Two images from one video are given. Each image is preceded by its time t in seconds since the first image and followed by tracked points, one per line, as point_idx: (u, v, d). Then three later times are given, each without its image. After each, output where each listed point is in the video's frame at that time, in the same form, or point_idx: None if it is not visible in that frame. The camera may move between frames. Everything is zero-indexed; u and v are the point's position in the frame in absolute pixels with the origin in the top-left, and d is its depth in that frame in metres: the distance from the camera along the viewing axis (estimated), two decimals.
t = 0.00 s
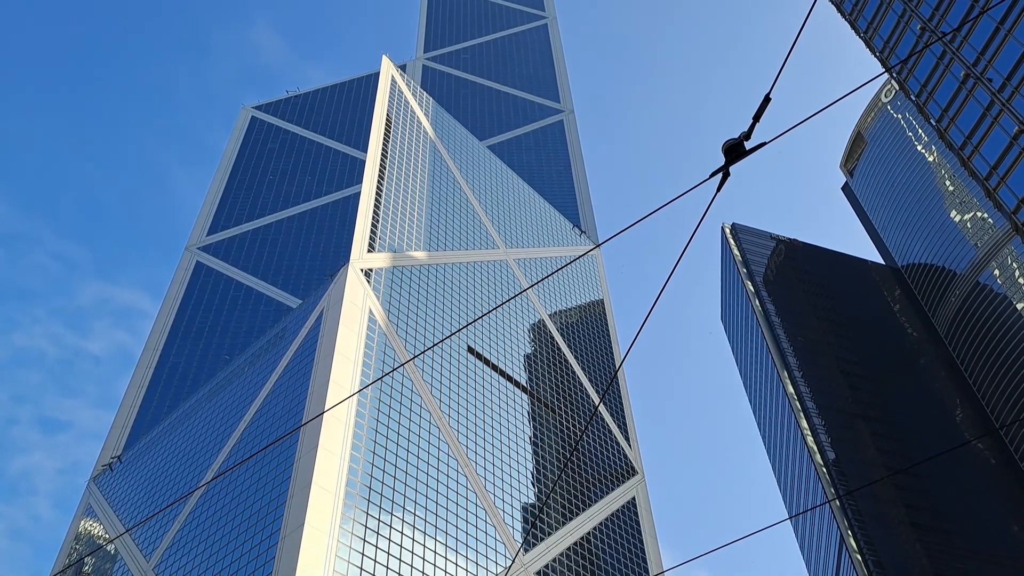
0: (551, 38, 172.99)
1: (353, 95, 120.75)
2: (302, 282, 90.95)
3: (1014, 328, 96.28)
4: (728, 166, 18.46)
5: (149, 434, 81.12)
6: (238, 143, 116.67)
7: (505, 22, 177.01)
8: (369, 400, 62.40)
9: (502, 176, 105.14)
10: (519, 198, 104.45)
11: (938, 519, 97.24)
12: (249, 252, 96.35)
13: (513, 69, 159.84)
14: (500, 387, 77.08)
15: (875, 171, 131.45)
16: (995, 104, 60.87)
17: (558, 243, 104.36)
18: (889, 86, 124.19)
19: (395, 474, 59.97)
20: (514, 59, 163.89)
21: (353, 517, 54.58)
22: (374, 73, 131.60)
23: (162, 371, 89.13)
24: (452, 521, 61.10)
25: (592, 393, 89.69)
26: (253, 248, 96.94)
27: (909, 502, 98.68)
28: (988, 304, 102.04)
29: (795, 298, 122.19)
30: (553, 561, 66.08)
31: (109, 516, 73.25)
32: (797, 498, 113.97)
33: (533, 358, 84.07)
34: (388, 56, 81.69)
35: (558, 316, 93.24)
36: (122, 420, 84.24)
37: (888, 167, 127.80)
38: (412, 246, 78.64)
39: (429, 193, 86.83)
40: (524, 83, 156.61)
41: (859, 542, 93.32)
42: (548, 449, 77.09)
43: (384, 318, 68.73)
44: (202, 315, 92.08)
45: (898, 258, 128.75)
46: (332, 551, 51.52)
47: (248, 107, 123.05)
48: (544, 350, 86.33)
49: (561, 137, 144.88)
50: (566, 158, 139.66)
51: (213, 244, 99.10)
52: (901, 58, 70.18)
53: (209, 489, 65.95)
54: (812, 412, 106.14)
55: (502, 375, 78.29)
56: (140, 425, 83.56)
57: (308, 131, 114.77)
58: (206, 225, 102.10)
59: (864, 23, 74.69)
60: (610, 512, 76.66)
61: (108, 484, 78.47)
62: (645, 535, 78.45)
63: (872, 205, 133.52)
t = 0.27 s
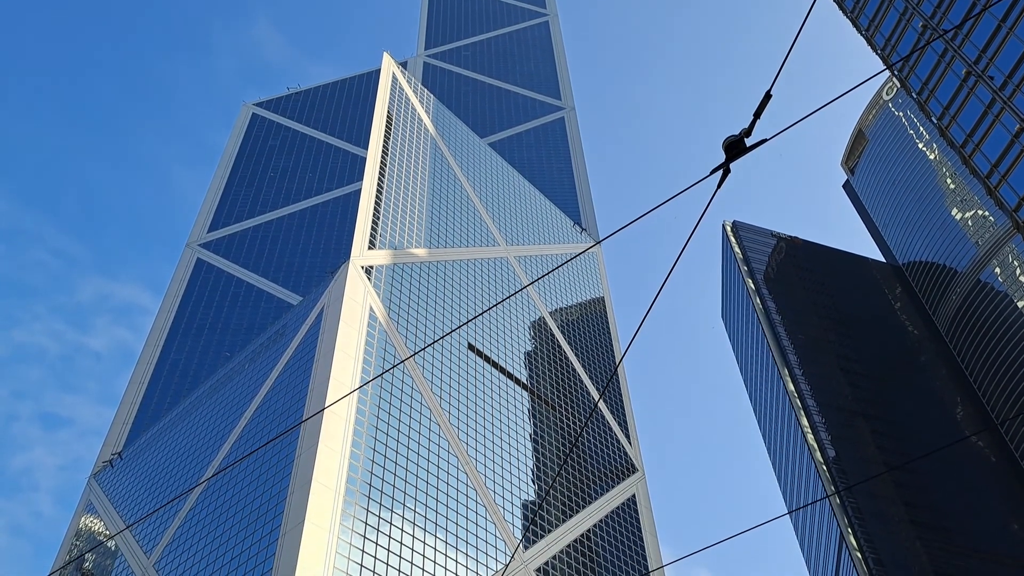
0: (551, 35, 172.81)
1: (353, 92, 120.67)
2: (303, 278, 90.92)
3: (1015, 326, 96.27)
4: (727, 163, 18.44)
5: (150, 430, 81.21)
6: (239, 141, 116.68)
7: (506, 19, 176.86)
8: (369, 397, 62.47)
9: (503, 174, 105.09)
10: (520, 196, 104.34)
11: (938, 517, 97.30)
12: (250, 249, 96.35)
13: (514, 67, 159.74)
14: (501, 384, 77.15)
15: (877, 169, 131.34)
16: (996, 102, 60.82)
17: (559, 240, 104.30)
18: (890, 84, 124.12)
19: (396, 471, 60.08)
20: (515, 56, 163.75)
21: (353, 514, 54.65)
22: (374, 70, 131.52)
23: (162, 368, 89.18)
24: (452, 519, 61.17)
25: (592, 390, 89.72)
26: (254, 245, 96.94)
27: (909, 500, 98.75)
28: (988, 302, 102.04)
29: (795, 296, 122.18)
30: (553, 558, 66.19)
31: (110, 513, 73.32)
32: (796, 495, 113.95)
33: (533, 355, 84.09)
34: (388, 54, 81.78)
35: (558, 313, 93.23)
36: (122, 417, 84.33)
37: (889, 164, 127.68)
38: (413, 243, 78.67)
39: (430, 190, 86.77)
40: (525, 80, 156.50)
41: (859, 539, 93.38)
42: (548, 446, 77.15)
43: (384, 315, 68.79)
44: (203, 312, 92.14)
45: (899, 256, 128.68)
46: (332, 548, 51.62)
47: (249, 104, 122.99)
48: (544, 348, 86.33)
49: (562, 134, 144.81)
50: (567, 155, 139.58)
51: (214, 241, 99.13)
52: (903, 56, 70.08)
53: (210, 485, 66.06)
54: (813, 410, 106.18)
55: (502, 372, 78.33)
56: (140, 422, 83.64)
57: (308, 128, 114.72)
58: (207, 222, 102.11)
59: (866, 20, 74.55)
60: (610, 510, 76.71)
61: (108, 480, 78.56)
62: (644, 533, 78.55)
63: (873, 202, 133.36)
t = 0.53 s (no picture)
0: (552, 32, 172.65)
1: (353, 89, 120.57)
2: (303, 276, 90.89)
3: (1015, 324, 96.27)
4: (727, 159, 18.39)
5: (150, 427, 81.26)
6: (239, 138, 116.61)
7: (506, 16, 176.70)
8: (369, 395, 62.48)
9: (503, 171, 105.01)
10: (520, 193, 104.23)
11: (938, 515, 97.36)
12: (250, 246, 96.32)
13: (514, 64, 159.58)
14: (501, 381, 77.16)
15: (877, 167, 131.24)
16: (997, 100, 60.81)
17: (559, 238, 104.21)
18: (891, 82, 124.02)
19: (396, 468, 60.14)
20: (515, 54, 163.60)
21: (353, 511, 54.71)
22: (374, 67, 131.40)
23: (163, 365, 89.21)
24: (452, 516, 61.22)
25: (592, 388, 89.71)
26: (254, 242, 96.91)
27: (908, 498, 98.80)
28: (988, 300, 102.02)
29: (796, 293, 122.12)
30: (553, 555, 66.26)
31: (111, 510, 73.36)
32: (796, 493, 113.92)
33: (533, 352, 84.09)
34: (389, 51, 81.76)
35: (558, 311, 93.19)
36: (123, 414, 84.39)
37: (890, 162, 127.56)
38: (413, 241, 78.64)
39: (430, 188, 86.70)
40: (525, 78, 156.36)
41: (859, 537, 93.45)
42: (548, 443, 77.16)
43: (384, 312, 68.79)
44: (203, 310, 92.16)
45: (899, 254, 128.63)
46: (332, 545, 51.68)
47: (249, 101, 122.90)
48: (544, 346, 86.31)
49: (562, 132, 144.72)
50: (568, 153, 139.54)
51: (214, 238, 99.12)
52: (904, 53, 70.00)
53: (210, 482, 66.06)
54: (813, 408, 106.19)
55: (502, 369, 78.34)
56: (141, 419, 83.68)
57: (308, 125, 114.64)
58: (207, 219, 102.10)
59: (866, 18, 74.44)
60: (610, 507, 76.74)
61: (109, 477, 78.58)
62: (644, 531, 78.60)
63: (874, 200, 133.27)
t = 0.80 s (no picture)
0: (552, 26, 172.31)
1: (354, 83, 120.37)
2: (304, 270, 90.82)
3: (1015, 319, 96.25)
4: (728, 152, 18.42)
5: (151, 421, 81.35)
6: (240, 131, 116.47)
7: (507, 10, 176.34)
8: (370, 389, 62.54)
9: (503, 166, 104.88)
10: (521, 188, 104.11)
11: (937, 509, 97.51)
12: (250, 240, 96.32)
13: (515, 58, 159.30)
14: (501, 375, 77.22)
15: (878, 161, 131.08)
16: (998, 94, 60.67)
17: (559, 232, 104.12)
18: (892, 76, 123.79)
19: (396, 461, 60.23)
20: (515, 47, 163.29)
21: (353, 505, 54.83)
22: (375, 61, 131.15)
23: (163, 358, 89.25)
24: (452, 509, 61.35)
25: (592, 382, 89.77)
26: (254, 236, 96.87)
27: (908, 492, 98.96)
28: (988, 295, 102.08)
29: (796, 288, 122.10)
30: (552, 548, 66.45)
31: (112, 504, 73.52)
32: (796, 487, 114.04)
33: (533, 346, 84.12)
34: (389, 44, 81.64)
35: (559, 306, 93.18)
36: (123, 408, 84.50)
37: (891, 157, 127.43)
38: (414, 235, 78.60)
39: (431, 182, 86.64)
40: (526, 72, 156.08)
41: (859, 532, 93.61)
42: (548, 437, 77.25)
43: (384, 306, 68.81)
44: (203, 304, 92.19)
45: (900, 249, 128.56)
46: (333, 539, 51.81)
47: (249, 95, 122.70)
48: (544, 340, 86.34)
49: (562, 126, 144.53)
50: (568, 147, 139.41)
51: (214, 232, 99.09)
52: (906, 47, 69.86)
53: (211, 476, 66.15)
54: (813, 403, 106.24)
55: (502, 363, 78.40)
56: (142, 413, 83.77)
57: (308, 119, 114.47)
58: (207, 213, 102.07)
59: (868, 12, 74.26)
60: (610, 501, 76.87)
61: (110, 471, 78.70)
62: (644, 524, 78.76)
63: (875, 195, 133.13)
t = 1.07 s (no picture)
0: (553, 13, 171.59)
1: (353, 69, 119.93)
2: (304, 257, 90.73)
3: (1016, 307, 96.25)
4: (728, 138, 18.38)
5: (152, 407, 81.54)
6: (239, 118, 116.16)
7: None
8: (370, 376, 62.61)
9: (504, 153, 104.63)
10: (521, 175, 103.86)
11: (936, 496, 97.84)
12: (250, 227, 96.25)
13: (515, 45, 158.69)
14: (501, 362, 77.31)
15: (880, 148, 130.79)
16: (1000, 80, 60.43)
17: (560, 220, 103.96)
18: (894, 63, 123.35)
19: (396, 448, 60.40)
20: (516, 34, 162.63)
21: (354, 492, 55.01)
22: (374, 47, 130.61)
23: (164, 345, 89.37)
24: (452, 496, 61.58)
25: (592, 369, 89.88)
26: (254, 223, 96.78)
27: (907, 479, 99.24)
28: (989, 283, 102.07)
29: (797, 275, 122.09)
30: (552, 534, 66.76)
31: (113, 490, 73.76)
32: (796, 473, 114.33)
33: (533, 334, 84.18)
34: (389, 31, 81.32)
35: (559, 293, 93.15)
36: (124, 395, 84.70)
37: (892, 144, 127.13)
38: (414, 222, 78.54)
39: (431, 169, 86.50)
40: (526, 58, 155.52)
41: (858, 519, 93.98)
42: (548, 424, 77.41)
43: (384, 293, 68.82)
44: (204, 291, 92.24)
45: (900, 236, 128.42)
46: (334, 526, 52.02)
47: (248, 81, 122.33)
48: (545, 327, 86.39)
49: (563, 113, 144.12)
50: (569, 134, 139.09)
51: (214, 219, 99.03)
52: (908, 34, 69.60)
53: (212, 462, 66.32)
54: (813, 390, 106.36)
55: (502, 350, 78.48)
56: (143, 399, 83.95)
57: (308, 105, 114.14)
58: (207, 200, 101.96)
59: None
60: (610, 488, 77.14)
61: (111, 457, 78.92)
62: (644, 511, 79.08)
63: (876, 182, 132.89)
